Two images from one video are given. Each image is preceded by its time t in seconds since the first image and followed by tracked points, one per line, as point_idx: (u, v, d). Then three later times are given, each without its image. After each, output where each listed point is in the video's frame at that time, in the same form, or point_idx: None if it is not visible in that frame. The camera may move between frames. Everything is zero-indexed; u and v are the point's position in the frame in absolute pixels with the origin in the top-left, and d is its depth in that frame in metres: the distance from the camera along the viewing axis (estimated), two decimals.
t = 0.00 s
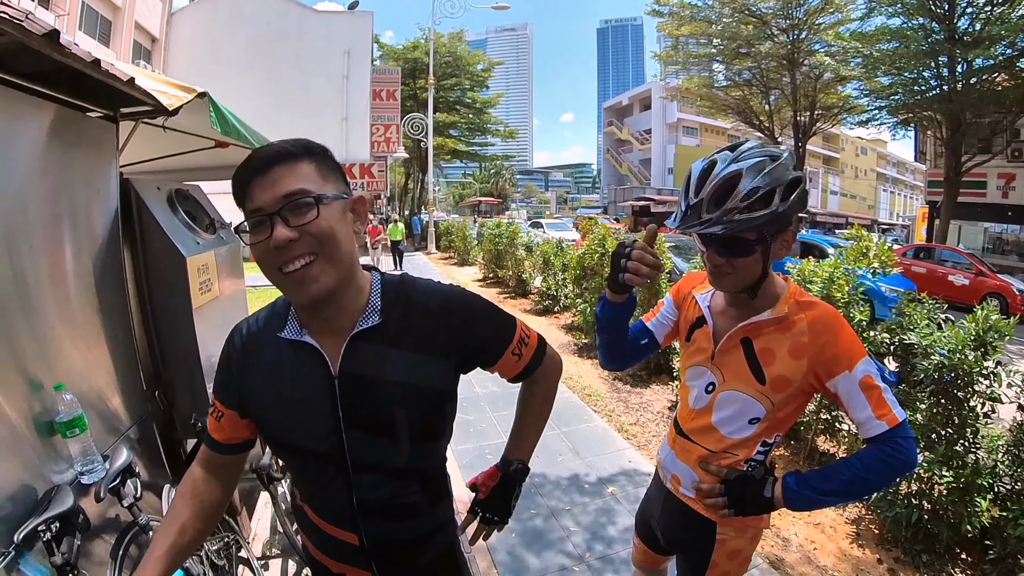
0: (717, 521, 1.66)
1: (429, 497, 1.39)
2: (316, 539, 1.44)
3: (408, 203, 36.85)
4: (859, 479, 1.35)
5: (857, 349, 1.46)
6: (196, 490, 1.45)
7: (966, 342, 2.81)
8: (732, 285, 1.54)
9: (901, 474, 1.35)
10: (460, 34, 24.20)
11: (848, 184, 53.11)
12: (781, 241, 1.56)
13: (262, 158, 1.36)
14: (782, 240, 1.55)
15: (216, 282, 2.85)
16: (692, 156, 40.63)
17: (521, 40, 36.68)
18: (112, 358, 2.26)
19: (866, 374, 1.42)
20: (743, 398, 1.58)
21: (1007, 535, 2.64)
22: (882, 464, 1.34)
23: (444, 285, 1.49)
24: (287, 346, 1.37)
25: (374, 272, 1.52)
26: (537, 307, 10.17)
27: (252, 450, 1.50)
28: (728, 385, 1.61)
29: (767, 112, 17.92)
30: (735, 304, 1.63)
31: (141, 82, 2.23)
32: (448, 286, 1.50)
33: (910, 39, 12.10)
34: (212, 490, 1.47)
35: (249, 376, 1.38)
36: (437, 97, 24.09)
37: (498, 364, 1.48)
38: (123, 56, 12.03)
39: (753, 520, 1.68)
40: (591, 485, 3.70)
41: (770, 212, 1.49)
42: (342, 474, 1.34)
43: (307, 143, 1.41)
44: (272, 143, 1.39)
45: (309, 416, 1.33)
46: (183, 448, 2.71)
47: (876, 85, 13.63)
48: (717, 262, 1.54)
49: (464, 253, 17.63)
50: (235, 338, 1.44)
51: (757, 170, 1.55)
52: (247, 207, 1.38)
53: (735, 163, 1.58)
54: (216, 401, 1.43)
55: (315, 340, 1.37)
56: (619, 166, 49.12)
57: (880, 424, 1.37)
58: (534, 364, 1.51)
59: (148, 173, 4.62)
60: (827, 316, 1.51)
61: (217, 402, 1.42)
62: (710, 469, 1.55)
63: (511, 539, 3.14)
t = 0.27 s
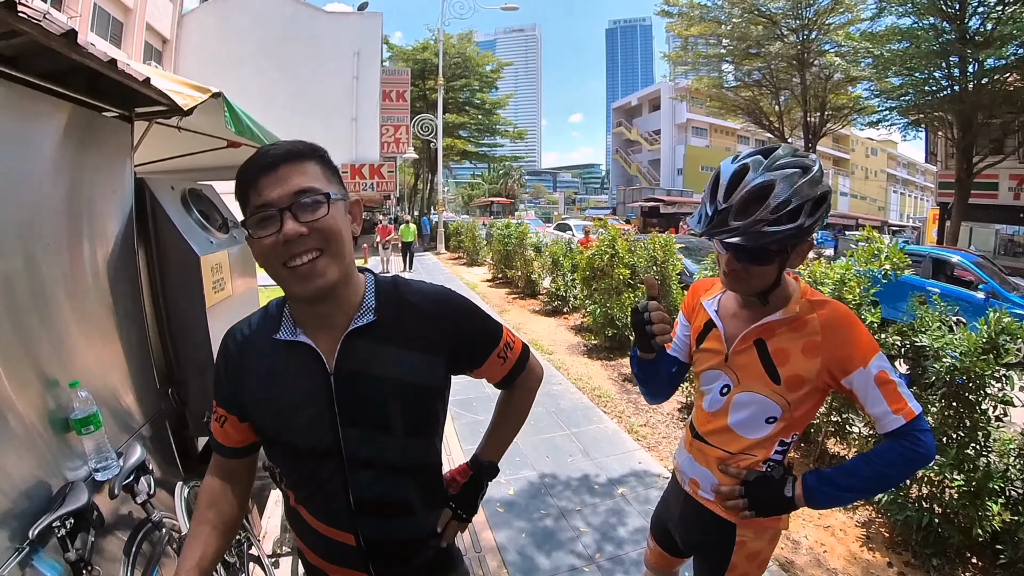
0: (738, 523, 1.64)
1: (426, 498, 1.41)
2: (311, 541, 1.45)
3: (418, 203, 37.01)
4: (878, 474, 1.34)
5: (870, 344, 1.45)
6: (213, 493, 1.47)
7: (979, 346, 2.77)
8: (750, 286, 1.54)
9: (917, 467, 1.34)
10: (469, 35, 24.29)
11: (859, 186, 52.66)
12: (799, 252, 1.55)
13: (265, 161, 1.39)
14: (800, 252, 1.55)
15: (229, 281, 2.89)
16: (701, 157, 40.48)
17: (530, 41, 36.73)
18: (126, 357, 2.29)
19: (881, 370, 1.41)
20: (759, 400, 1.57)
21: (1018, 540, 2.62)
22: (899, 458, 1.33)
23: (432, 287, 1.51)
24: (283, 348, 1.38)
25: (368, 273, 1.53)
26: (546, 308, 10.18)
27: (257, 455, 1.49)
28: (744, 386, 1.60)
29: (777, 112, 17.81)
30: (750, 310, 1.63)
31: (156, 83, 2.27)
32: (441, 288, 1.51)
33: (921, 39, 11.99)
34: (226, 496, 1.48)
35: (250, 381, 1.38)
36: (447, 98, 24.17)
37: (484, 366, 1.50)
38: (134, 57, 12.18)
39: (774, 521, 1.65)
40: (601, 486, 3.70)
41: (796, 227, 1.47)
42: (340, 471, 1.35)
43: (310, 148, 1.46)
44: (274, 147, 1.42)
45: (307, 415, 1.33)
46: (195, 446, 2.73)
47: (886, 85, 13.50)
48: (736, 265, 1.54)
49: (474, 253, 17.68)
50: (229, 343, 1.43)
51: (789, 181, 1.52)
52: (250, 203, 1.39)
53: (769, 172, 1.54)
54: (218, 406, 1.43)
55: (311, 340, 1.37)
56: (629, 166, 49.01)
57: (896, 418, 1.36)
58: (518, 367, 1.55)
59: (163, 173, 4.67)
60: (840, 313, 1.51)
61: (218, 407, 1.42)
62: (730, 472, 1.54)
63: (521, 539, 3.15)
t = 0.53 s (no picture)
0: (747, 526, 1.63)
1: (422, 500, 1.41)
2: (309, 537, 1.46)
3: (427, 204, 37.15)
4: (887, 483, 1.32)
5: (882, 349, 1.42)
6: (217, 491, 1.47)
7: (990, 349, 2.73)
8: (769, 285, 1.53)
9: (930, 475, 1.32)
10: (478, 36, 24.33)
11: (869, 188, 52.17)
12: (812, 242, 1.53)
13: (282, 159, 1.40)
14: (812, 241, 1.53)
15: (238, 280, 2.91)
16: (711, 158, 40.27)
17: (539, 41, 36.76)
18: (136, 354, 2.32)
19: (893, 377, 1.38)
20: (768, 404, 1.55)
21: None
22: (911, 467, 1.31)
23: (432, 286, 1.51)
24: (284, 341, 1.38)
25: (371, 272, 1.54)
26: (555, 308, 10.18)
27: (261, 448, 1.49)
28: (752, 389, 1.58)
29: (787, 113, 17.69)
30: (761, 311, 1.62)
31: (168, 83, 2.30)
32: (441, 288, 1.51)
33: (932, 39, 11.85)
34: (232, 496, 1.48)
35: (252, 378, 1.38)
36: (456, 99, 24.24)
37: (482, 372, 1.48)
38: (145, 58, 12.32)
39: (783, 524, 1.62)
40: (608, 488, 3.69)
41: (805, 211, 1.47)
42: (337, 465, 1.36)
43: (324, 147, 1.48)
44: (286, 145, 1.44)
45: (307, 410, 1.34)
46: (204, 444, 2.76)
47: (897, 86, 13.36)
48: (749, 259, 1.52)
49: (483, 253, 17.71)
50: (232, 338, 1.44)
51: (790, 168, 1.50)
52: (272, 191, 1.39)
53: (771, 160, 1.54)
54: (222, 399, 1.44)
55: (313, 335, 1.38)
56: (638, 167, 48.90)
57: (908, 426, 1.34)
58: (519, 377, 1.51)
59: (176, 173, 4.72)
60: (852, 315, 1.48)
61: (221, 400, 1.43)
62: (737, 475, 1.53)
63: (529, 540, 3.14)
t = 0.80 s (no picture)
0: (750, 529, 1.62)
1: (422, 501, 1.42)
2: (309, 531, 1.47)
3: (436, 204, 37.26)
4: (892, 489, 1.31)
5: (887, 353, 1.40)
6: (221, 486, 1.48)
7: (1001, 352, 2.69)
8: (775, 290, 1.52)
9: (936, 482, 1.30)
10: (487, 37, 24.37)
11: (880, 189, 51.60)
12: (814, 247, 1.52)
13: (300, 158, 1.42)
14: (816, 247, 1.52)
15: (248, 279, 2.94)
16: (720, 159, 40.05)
17: (548, 43, 36.78)
18: (145, 352, 2.34)
19: (897, 383, 1.36)
20: (770, 409, 1.54)
21: None
22: (915, 473, 1.30)
23: (436, 287, 1.51)
24: (288, 338, 1.40)
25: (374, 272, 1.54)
26: (563, 309, 10.16)
27: (268, 445, 1.51)
28: (754, 394, 1.57)
29: (796, 114, 17.56)
30: (766, 317, 1.61)
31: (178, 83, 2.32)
32: (443, 289, 1.51)
33: (942, 39, 11.70)
34: (237, 493, 1.48)
35: (255, 373, 1.39)
36: (464, 99, 24.30)
37: (480, 374, 1.46)
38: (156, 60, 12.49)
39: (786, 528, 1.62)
40: (615, 490, 3.67)
41: (807, 214, 1.46)
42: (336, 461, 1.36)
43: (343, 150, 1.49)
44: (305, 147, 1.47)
45: (307, 406, 1.35)
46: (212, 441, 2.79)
47: (907, 86, 13.19)
48: (750, 264, 1.52)
49: (491, 254, 17.72)
50: (240, 335, 1.46)
51: (792, 171, 1.50)
52: (293, 185, 1.40)
53: (771, 162, 1.53)
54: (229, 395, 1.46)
55: (316, 332, 1.39)
56: (647, 168, 48.75)
57: (913, 432, 1.32)
58: (520, 380, 1.50)
59: (188, 173, 4.77)
60: (857, 318, 1.46)
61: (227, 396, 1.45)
62: (739, 479, 1.51)
63: (534, 541, 3.14)
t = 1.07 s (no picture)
0: (748, 532, 1.61)
1: (424, 502, 1.42)
2: (312, 528, 1.48)
3: (445, 205, 37.36)
4: (889, 499, 1.27)
5: (889, 357, 1.36)
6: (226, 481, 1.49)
7: (1011, 355, 2.65)
8: (772, 284, 1.50)
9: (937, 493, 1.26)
10: (495, 38, 24.41)
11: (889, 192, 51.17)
12: (810, 237, 1.51)
13: (323, 153, 1.44)
14: (812, 236, 1.50)
15: (255, 279, 2.96)
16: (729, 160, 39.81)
17: (557, 44, 36.81)
18: (152, 350, 2.37)
19: (898, 389, 1.32)
20: (768, 410, 1.53)
21: None
22: (913, 483, 1.26)
23: (441, 289, 1.51)
24: (292, 335, 1.41)
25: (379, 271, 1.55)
26: (571, 311, 10.15)
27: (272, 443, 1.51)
28: (754, 395, 1.56)
29: (806, 115, 17.43)
30: (767, 314, 1.59)
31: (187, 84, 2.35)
32: (446, 290, 1.51)
33: (953, 39, 11.54)
34: (241, 489, 1.49)
35: (259, 370, 1.41)
36: (473, 100, 24.35)
37: (481, 378, 1.46)
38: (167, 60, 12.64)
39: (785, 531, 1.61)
40: (621, 492, 3.66)
41: (798, 200, 1.47)
42: (337, 459, 1.37)
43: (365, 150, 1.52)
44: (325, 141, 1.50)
45: (308, 404, 1.36)
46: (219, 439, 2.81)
47: (917, 87, 13.01)
48: (743, 252, 1.50)
49: (499, 255, 17.73)
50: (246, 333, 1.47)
51: (779, 159, 1.52)
52: (314, 172, 1.43)
53: (760, 152, 1.55)
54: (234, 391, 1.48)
55: (318, 331, 1.40)
56: (655, 170, 48.56)
57: (913, 440, 1.28)
58: (520, 384, 1.49)
59: (198, 173, 4.82)
60: (860, 320, 1.43)
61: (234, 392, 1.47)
62: (737, 481, 1.51)
63: (539, 542, 3.13)
